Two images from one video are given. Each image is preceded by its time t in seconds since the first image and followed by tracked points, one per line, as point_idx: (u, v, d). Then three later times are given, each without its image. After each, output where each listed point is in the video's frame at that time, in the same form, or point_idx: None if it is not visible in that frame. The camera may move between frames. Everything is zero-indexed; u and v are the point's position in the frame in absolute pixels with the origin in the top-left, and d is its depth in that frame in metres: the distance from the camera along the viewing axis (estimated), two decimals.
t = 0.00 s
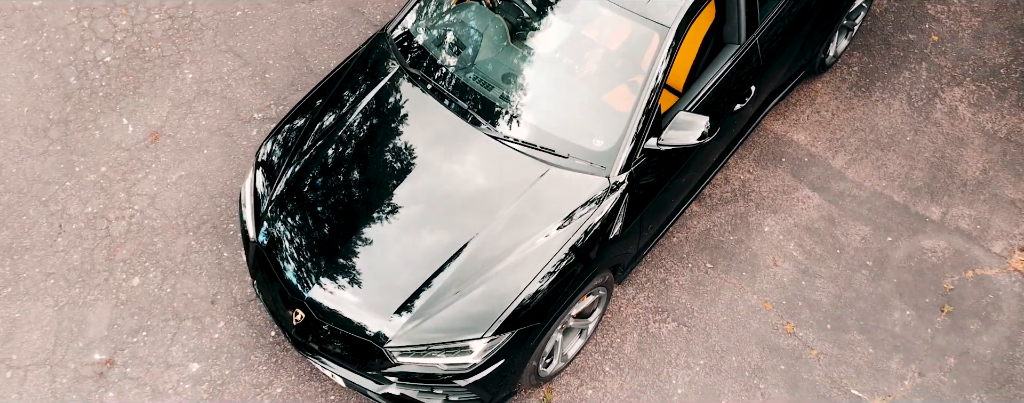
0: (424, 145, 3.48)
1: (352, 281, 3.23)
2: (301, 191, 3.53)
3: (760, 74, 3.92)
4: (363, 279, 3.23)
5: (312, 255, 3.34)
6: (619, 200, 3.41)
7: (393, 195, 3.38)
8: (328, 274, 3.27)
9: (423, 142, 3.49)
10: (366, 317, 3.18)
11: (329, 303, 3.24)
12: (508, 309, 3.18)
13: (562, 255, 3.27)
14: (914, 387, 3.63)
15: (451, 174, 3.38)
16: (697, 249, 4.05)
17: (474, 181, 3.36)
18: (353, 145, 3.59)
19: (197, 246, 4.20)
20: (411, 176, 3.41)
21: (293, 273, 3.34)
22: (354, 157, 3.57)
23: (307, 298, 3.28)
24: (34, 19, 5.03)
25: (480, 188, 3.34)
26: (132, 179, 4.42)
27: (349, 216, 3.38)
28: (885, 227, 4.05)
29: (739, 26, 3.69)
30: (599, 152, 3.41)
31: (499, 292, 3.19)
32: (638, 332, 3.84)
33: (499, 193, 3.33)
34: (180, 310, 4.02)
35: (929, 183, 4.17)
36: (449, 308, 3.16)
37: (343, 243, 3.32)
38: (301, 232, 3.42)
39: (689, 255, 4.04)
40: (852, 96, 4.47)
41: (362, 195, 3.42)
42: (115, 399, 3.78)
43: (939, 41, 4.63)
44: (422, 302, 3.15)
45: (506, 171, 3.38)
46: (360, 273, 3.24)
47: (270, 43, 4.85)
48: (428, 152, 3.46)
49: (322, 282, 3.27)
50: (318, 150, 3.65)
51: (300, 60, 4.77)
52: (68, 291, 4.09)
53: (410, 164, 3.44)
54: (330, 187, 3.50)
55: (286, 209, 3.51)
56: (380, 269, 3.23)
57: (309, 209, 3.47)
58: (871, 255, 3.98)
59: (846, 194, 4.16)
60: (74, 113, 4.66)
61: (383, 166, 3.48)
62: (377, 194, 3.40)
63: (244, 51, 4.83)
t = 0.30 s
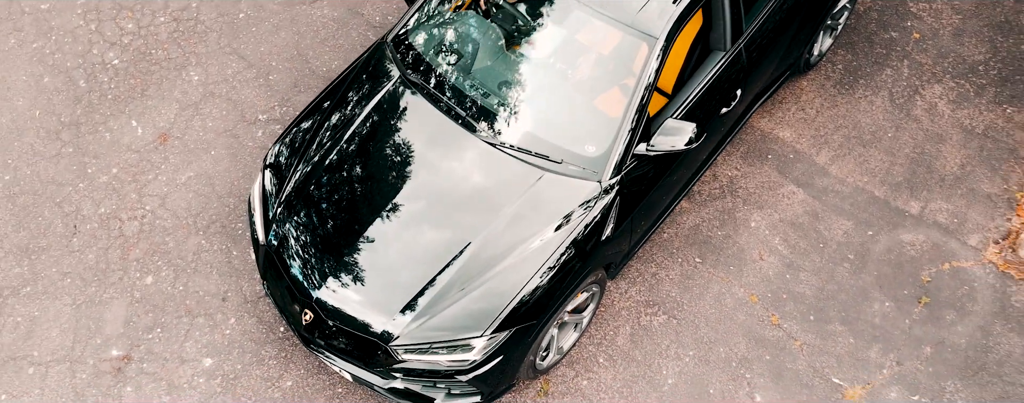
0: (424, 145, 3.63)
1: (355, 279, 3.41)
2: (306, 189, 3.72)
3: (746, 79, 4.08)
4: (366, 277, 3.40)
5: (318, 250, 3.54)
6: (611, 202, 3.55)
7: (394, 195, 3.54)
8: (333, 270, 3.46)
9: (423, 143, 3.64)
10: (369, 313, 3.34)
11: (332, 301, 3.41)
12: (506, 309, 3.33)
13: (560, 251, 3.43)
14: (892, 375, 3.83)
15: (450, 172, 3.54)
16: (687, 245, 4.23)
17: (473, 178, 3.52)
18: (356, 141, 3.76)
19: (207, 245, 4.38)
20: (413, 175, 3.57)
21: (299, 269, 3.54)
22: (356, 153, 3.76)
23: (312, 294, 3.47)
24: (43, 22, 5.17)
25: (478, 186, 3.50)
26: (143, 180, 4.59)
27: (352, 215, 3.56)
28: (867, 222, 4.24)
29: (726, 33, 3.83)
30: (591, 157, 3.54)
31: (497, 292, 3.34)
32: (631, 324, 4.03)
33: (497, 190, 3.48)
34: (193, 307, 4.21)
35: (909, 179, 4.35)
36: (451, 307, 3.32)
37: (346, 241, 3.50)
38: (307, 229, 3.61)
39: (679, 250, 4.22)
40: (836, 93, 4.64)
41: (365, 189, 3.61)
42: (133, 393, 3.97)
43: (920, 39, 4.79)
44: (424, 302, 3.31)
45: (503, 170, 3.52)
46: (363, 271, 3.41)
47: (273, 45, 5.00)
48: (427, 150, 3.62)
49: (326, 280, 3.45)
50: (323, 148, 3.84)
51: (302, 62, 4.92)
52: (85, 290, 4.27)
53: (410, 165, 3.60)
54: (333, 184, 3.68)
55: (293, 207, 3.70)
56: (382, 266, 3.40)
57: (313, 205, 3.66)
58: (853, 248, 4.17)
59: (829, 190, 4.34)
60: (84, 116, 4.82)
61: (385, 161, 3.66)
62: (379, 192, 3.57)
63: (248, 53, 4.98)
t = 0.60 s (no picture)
0: (421, 146, 3.77)
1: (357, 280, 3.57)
2: (309, 192, 3.87)
3: (729, 86, 4.26)
4: (367, 278, 3.56)
5: (321, 251, 3.69)
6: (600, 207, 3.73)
7: (394, 197, 3.69)
8: (338, 271, 3.61)
9: (420, 145, 3.78)
10: (369, 313, 3.52)
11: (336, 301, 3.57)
12: (503, 311, 3.53)
13: (556, 250, 3.62)
14: (869, 366, 4.05)
15: (447, 172, 3.70)
16: (675, 242, 4.44)
17: (469, 178, 3.68)
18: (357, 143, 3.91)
19: (216, 248, 4.57)
20: (412, 178, 3.72)
21: (304, 269, 3.70)
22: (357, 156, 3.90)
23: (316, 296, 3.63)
24: (51, 30, 5.33)
25: (475, 186, 3.66)
26: (153, 185, 4.77)
27: (352, 218, 3.71)
28: (846, 219, 4.45)
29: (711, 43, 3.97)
30: (582, 165, 3.69)
31: (496, 296, 3.53)
32: (622, 320, 4.24)
33: (492, 191, 3.65)
34: (204, 308, 4.41)
35: (886, 177, 4.55)
36: (452, 309, 3.50)
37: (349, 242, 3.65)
38: (311, 230, 3.77)
39: (667, 247, 4.43)
40: (818, 93, 4.84)
41: (367, 190, 3.77)
42: (150, 391, 4.18)
43: (898, 39, 4.98)
44: (426, 306, 3.49)
45: (499, 174, 3.68)
46: (364, 272, 3.57)
47: (275, 51, 5.17)
48: (425, 151, 3.77)
49: (330, 282, 3.61)
50: (326, 152, 3.99)
51: (303, 67, 5.09)
52: (100, 292, 4.47)
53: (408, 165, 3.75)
54: (335, 187, 3.83)
55: (297, 211, 3.86)
56: (383, 266, 3.56)
57: (317, 208, 3.81)
58: (833, 245, 4.38)
59: (811, 188, 4.55)
60: (94, 122, 4.99)
61: (385, 159, 3.82)
62: (379, 194, 3.73)
63: (250, 59, 5.15)
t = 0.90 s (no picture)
0: (418, 154, 3.93)
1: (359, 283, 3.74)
2: (314, 200, 4.04)
3: (713, 96, 4.39)
4: (369, 282, 3.74)
5: (326, 254, 3.87)
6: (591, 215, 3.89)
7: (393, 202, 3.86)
8: (342, 273, 3.79)
9: (417, 152, 3.93)
10: (369, 317, 3.70)
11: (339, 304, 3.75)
12: (501, 317, 3.71)
13: (551, 252, 3.79)
14: (847, 359, 4.29)
15: (445, 179, 3.85)
16: (663, 244, 4.66)
17: (465, 183, 3.83)
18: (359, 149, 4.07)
19: (226, 254, 4.79)
20: (411, 185, 3.87)
21: (309, 273, 3.88)
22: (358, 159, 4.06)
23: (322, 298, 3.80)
24: (59, 42, 5.49)
25: (470, 189, 3.82)
26: (163, 194, 4.98)
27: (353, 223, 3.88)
28: (826, 219, 4.67)
29: (695, 58, 4.12)
30: (574, 176, 3.84)
31: (494, 302, 3.71)
32: (614, 319, 4.46)
33: (487, 193, 3.81)
34: (216, 312, 4.63)
35: (864, 178, 4.78)
36: (453, 315, 3.68)
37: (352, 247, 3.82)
38: (316, 236, 3.94)
39: (656, 249, 4.65)
40: (799, 97, 5.05)
41: (368, 194, 3.93)
42: (166, 393, 4.41)
43: (877, 43, 5.19)
44: (427, 312, 3.67)
45: (494, 183, 3.83)
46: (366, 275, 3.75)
47: (277, 61, 5.36)
48: (420, 158, 3.92)
49: (334, 285, 3.78)
50: (330, 160, 4.14)
51: (305, 77, 5.28)
52: (115, 298, 4.68)
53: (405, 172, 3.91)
54: (339, 192, 4.00)
55: (303, 218, 4.02)
56: (383, 266, 3.75)
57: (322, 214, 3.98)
58: (813, 244, 4.61)
59: (792, 190, 4.77)
60: (104, 133, 5.18)
61: (384, 160, 3.98)
62: (379, 199, 3.89)
63: (254, 69, 5.34)
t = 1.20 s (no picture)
0: (415, 162, 4.07)
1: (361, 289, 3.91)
2: (318, 208, 4.20)
3: (698, 105, 4.50)
4: (370, 287, 3.90)
5: (331, 258, 4.03)
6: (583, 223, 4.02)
7: (393, 202, 4.03)
8: (344, 277, 3.96)
9: (414, 162, 4.08)
10: (370, 322, 3.86)
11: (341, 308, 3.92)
12: (498, 322, 3.86)
13: (546, 256, 3.93)
14: (829, 352, 4.53)
15: (442, 188, 4.00)
16: (654, 243, 4.88)
17: (460, 188, 3.99)
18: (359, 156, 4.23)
19: (236, 258, 5.00)
20: (411, 193, 4.02)
21: (313, 277, 4.05)
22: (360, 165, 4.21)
23: (326, 302, 3.97)
24: (69, 53, 5.67)
25: (465, 194, 3.98)
26: (174, 201, 5.18)
27: (355, 227, 4.05)
28: (809, 218, 4.90)
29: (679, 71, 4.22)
30: (567, 187, 3.97)
31: (491, 309, 3.86)
32: (607, 316, 4.69)
33: (484, 198, 3.96)
34: (228, 314, 4.85)
35: (845, 177, 5.01)
36: (453, 320, 3.84)
37: (354, 252, 3.99)
38: (321, 242, 4.09)
39: (648, 249, 4.87)
40: (783, 100, 5.27)
41: (369, 198, 4.08)
42: (183, 393, 4.65)
43: (858, 46, 5.41)
44: (427, 317, 3.82)
45: (490, 194, 3.97)
46: (366, 280, 3.91)
47: (281, 69, 5.55)
48: (418, 167, 4.06)
49: (338, 290, 3.94)
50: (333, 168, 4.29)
51: (308, 84, 5.48)
52: (131, 302, 4.90)
53: (401, 181, 4.05)
54: (341, 199, 4.16)
55: (309, 225, 4.18)
56: (384, 270, 3.91)
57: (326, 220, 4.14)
58: (797, 242, 4.83)
59: (777, 190, 5.00)
60: (116, 141, 5.38)
61: (383, 165, 4.14)
62: (378, 206, 4.05)
63: (259, 78, 5.54)
